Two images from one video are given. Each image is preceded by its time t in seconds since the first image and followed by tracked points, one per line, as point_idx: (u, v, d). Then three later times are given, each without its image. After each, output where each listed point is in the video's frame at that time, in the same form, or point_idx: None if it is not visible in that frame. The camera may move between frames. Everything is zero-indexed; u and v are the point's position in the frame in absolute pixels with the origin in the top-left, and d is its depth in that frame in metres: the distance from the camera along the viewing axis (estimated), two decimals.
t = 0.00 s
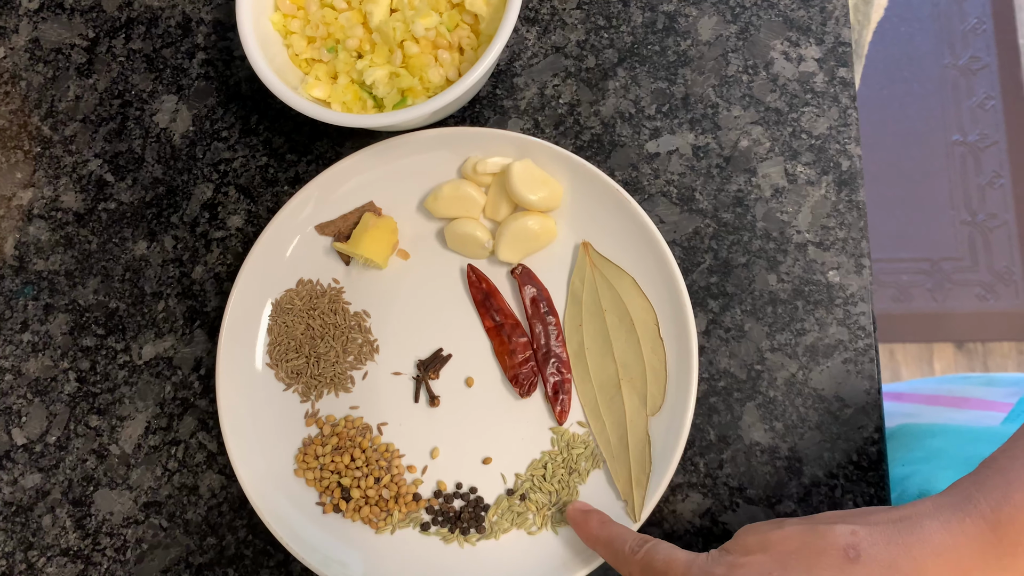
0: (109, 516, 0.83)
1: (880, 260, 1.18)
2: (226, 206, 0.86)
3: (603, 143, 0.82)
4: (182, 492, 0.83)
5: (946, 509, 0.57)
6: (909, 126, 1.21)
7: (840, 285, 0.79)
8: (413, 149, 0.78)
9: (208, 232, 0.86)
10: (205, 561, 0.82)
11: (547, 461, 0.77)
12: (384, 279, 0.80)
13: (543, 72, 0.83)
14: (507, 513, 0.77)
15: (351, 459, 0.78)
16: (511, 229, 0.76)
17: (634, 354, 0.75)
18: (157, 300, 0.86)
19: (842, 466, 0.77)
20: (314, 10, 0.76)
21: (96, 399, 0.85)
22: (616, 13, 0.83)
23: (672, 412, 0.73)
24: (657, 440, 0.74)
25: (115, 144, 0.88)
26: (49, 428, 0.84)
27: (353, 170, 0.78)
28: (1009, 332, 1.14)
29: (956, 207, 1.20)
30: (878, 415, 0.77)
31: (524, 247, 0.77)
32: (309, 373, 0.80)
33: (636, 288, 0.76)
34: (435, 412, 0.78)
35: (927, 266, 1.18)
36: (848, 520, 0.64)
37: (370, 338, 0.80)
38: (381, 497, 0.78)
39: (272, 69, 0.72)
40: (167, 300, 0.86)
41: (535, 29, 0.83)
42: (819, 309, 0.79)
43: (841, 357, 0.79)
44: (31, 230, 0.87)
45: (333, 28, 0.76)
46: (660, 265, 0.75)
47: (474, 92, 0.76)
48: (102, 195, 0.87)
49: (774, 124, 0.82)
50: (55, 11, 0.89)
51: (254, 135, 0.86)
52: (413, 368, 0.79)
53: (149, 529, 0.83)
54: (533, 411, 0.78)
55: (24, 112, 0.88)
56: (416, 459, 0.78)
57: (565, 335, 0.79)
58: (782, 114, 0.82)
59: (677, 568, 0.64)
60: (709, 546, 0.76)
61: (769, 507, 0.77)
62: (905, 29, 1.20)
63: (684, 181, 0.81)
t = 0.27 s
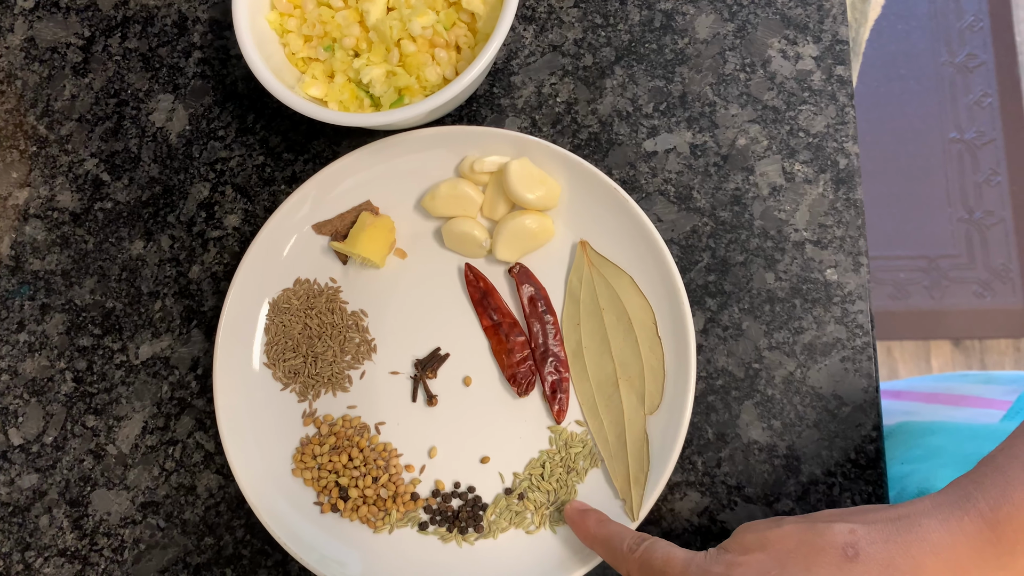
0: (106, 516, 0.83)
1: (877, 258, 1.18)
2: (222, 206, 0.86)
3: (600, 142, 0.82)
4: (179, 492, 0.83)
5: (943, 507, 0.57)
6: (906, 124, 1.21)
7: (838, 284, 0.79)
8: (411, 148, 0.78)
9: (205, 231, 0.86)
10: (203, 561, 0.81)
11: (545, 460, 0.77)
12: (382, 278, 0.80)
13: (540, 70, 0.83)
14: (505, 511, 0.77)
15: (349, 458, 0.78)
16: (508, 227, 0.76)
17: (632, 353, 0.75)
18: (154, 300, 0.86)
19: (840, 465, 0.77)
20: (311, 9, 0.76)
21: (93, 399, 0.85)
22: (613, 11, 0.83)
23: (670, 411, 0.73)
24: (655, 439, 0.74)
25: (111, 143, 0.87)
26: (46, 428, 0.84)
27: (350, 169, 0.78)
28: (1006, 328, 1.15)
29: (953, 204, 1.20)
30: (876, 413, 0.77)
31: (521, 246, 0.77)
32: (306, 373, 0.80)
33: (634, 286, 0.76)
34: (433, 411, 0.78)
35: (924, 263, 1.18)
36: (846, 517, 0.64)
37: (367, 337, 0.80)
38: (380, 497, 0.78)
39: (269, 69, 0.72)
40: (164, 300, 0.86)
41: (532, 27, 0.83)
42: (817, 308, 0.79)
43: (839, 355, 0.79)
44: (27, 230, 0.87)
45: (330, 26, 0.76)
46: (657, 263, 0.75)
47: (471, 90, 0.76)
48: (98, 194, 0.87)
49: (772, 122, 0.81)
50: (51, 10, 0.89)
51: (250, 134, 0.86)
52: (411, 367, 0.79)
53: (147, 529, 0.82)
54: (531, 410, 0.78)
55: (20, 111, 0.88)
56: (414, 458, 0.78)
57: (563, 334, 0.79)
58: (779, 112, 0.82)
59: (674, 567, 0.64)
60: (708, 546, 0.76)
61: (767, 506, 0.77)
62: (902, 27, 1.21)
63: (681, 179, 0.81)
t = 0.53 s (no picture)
0: (103, 516, 0.83)
1: (876, 257, 1.19)
2: (220, 205, 0.86)
3: (598, 141, 0.82)
4: (176, 491, 0.82)
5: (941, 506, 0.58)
6: (904, 123, 1.21)
7: (836, 283, 0.79)
8: (408, 147, 0.78)
9: (202, 230, 0.86)
10: (200, 561, 0.81)
11: (543, 460, 0.77)
12: (379, 278, 0.80)
13: (538, 69, 0.83)
14: (503, 511, 0.77)
15: (347, 458, 0.78)
16: (506, 227, 0.76)
17: (630, 353, 0.75)
18: (151, 299, 0.85)
19: (838, 464, 0.77)
20: (309, 8, 0.76)
21: (90, 399, 0.84)
22: (611, 10, 0.83)
23: (668, 411, 0.73)
24: (653, 438, 0.74)
25: (108, 142, 0.87)
26: (43, 428, 0.84)
27: (348, 169, 0.78)
28: (1004, 327, 1.15)
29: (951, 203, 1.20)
30: (873, 413, 0.77)
31: (519, 245, 0.77)
32: (304, 372, 0.80)
33: (632, 286, 0.76)
34: (431, 410, 0.78)
35: (923, 263, 1.17)
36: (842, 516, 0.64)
37: (365, 336, 0.79)
38: (377, 496, 0.78)
39: (266, 68, 0.72)
40: (161, 299, 0.85)
41: (530, 26, 0.83)
42: (815, 307, 0.79)
43: (837, 354, 0.79)
44: (24, 229, 0.87)
45: (327, 25, 0.76)
46: (655, 262, 0.75)
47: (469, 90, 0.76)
48: (95, 193, 0.87)
49: (770, 122, 0.81)
50: (48, 9, 0.88)
51: (248, 134, 0.86)
52: (409, 367, 0.79)
53: (144, 529, 0.82)
54: (529, 410, 0.78)
55: (16, 110, 0.88)
56: (412, 458, 0.78)
57: (561, 334, 0.78)
58: (777, 111, 0.81)
59: (673, 567, 0.64)
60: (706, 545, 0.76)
61: (765, 505, 0.77)
62: (900, 26, 1.21)
63: (679, 179, 0.81)
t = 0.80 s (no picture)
0: (105, 515, 0.83)
1: (876, 256, 1.18)
2: (221, 203, 0.86)
3: (600, 140, 0.82)
4: (178, 490, 0.82)
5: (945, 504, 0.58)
6: (905, 122, 1.21)
7: (838, 282, 0.79)
8: (410, 145, 0.77)
9: (204, 229, 0.86)
10: (202, 560, 0.81)
11: (545, 459, 0.77)
12: (381, 277, 0.80)
13: (540, 68, 0.83)
14: (505, 510, 0.77)
15: (349, 456, 0.78)
16: (508, 226, 0.76)
17: (632, 351, 0.75)
18: (153, 298, 0.85)
19: (840, 463, 0.77)
20: (311, 6, 0.76)
21: (92, 398, 0.84)
22: (613, 9, 0.83)
23: (670, 409, 0.73)
24: (655, 437, 0.74)
25: (110, 141, 0.87)
26: (44, 427, 0.84)
27: (350, 167, 0.78)
28: (1004, 326, 1.16)
29: (951, 203, 1.20)
30: (875, 412, 0.77)
31: (521, 244, 0.77)
32: (306, 371, 0.80)
33: (634, 285, 0.76)
34: (433, 409, 0.78)
35: (922, 262, 1.17)
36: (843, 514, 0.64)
37: (367, 335, 0.79)
38: (379, 495, 0.78)
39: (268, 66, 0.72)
40: (162, 298, 0.85)
41: (532, 25, 0.83)
42: (817, 306, 0.79)
43: (839, 353, 0.79)
44: (26, 228, 0.86)
45: (329, 24, 0.76)
46: (657, 261, 0.75)
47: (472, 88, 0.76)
48: (97, 192, 0.87)
49: (772, 121, 0.81)
50: (49, 7, 0.88)
51: (249, 132, 0.86)
52: (411, 366, 0.79)
53: (146, 527, 0.82)
54: (531, 409, 0.78)
55: (18, 108, 0.88)
56: (414, 456, 0.78)
57: (563, 333, 0.78)
58: (779, 110, 0.81)
59: (676, 565, 0.64)
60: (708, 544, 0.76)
61: (767, 504, 0.77)
62: (900, 25, 1.21)
63: (681, 177, 0.81)
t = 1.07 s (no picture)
0: (103, 517, 0.82)
1: (876, 255, 1.18)
2: (220, 204, 0.85)
3: (600, 141, 0.82)
4: (176, 492, 0.82)
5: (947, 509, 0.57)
6: (905, 123, 1.20)
7: (839, 284, 0.79)
8: (409, 146, 0.77)
9: (202, 230, 0.85)
10: (200, 562, 0.81)
11: (544, 461, 0.76)
12: (380, 278, 0.79)
13: (540, 68, 0.82)
14: (504, 513, 0.77)
15: (348, 459, 0.78)
16: (508, 227, 0.75)
17: (632, 353, 0.75)
18: (151, 299, 0.85)
19: (841, 466, 0.77)
20: (310, 6, 0.75)
21: (90, 399, 0.84)
22: (614, 9, 0.82)
23: (670, 412, 0.73)
24: (655, 439, 0.73)
25: (108, 141, 0.87)
26: (42, 428, 0.84)
27: (349, 168, 0.77)
28: (1003, 327, 1.15)
29: (951, 203, 1.20)
30: (876, 414, 0.77)
31: (520, 246, 0.77)
32: (304, 373, 0.80)
33: (634, 286, 0.75)
34: (432, 411, 0.77)
35: (922, 262, 1.17)
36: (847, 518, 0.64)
37: (366, 337, 0.79)
38: (378, 497, 0.78)
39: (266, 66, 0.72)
40: (160, 299, 0.85)
41: (532, 25, 0.82)
42: (818, 308, 0.79)
43: (840, 356, 0.78)
44: (23, 228, 0.86)
45: (328, 24, 0.75)
46: (657, 262, 0.74)
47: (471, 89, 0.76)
48: (94, 192, 0.86)
49: (773, 122, 0.81)
50: (46, 6, 0.88)
51: (248, 133, 0.85)
52: (410, 367, 0.78)
53: (144, 529, 0.82)
54: (531, 411, 0.77)
55: (15, 108, 0.87)
56: (413, 458, 0.78)
57: (563, 334, 0.78)
58: (780, 112, 0.81)
59: (677, 568, 0.64)
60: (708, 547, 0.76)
61: (767, 507, 0.77)
62: (900, 26, 1.20)
63: (682, 179, 0.81)
